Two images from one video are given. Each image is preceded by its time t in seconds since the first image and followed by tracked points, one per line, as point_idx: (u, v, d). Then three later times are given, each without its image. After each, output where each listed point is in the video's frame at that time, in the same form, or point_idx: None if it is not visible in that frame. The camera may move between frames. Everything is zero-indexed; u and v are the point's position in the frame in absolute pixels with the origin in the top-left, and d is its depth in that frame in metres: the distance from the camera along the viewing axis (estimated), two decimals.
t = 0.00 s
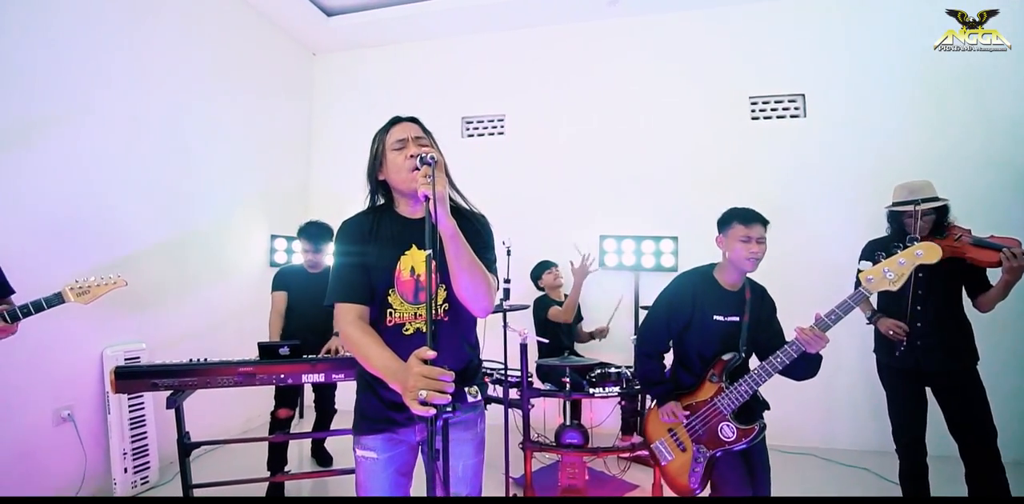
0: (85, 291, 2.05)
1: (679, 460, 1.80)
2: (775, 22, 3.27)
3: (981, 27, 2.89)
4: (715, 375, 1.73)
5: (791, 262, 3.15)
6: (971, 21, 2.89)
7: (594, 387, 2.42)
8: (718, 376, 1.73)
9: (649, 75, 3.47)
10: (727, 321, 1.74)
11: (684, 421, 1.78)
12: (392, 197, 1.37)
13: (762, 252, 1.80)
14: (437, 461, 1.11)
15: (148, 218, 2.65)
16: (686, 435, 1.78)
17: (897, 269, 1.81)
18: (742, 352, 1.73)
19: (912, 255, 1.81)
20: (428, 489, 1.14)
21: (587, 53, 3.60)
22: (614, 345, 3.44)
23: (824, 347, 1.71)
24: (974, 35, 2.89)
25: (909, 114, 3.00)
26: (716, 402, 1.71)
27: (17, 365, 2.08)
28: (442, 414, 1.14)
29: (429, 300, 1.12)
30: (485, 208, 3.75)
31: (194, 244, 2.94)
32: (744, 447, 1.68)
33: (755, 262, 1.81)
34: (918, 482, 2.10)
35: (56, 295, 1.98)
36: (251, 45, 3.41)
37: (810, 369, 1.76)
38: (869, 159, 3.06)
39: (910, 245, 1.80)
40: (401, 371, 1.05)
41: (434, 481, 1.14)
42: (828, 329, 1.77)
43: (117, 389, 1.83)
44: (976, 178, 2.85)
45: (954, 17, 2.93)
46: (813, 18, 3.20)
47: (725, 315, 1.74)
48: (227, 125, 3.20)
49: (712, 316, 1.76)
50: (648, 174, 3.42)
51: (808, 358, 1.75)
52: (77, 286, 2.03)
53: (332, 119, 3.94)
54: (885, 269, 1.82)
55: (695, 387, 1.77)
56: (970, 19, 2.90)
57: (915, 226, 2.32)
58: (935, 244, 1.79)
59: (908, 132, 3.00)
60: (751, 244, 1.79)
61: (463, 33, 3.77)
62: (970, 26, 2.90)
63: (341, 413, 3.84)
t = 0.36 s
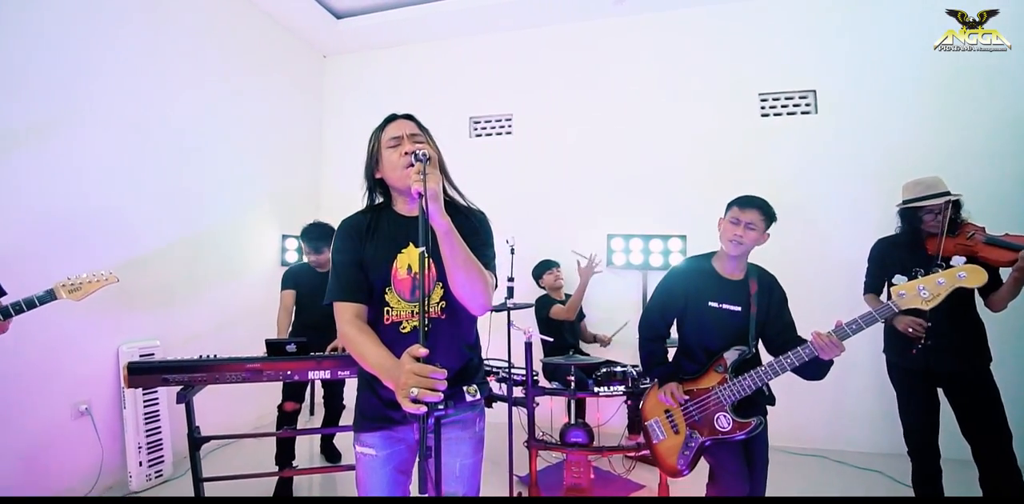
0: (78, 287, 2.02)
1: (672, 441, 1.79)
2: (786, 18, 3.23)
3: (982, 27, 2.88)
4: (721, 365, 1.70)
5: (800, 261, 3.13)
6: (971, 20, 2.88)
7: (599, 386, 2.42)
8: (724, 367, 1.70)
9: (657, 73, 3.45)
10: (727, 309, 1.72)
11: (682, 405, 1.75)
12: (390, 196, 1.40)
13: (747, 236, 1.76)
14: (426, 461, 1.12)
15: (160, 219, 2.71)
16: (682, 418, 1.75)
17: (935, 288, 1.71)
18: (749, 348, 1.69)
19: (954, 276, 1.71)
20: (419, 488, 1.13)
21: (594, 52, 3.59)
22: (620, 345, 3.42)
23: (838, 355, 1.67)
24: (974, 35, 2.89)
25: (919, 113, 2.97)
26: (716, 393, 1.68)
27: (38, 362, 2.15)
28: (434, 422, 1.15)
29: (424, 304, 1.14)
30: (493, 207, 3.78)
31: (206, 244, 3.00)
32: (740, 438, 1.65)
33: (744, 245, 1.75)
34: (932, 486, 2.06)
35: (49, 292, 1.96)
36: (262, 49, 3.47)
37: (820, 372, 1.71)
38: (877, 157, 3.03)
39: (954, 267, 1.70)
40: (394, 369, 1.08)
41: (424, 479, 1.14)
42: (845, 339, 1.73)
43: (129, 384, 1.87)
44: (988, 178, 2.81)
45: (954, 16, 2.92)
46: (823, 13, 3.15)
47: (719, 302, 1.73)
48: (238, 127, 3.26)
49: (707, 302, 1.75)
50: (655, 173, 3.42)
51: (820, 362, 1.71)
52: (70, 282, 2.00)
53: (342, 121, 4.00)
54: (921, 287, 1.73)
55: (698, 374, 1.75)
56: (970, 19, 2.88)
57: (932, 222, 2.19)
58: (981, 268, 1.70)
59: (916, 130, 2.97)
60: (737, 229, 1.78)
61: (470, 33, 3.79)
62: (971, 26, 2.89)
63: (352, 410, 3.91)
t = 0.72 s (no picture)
0: (54, 287, 1.91)
1: (673, 446, 1.80)
2: (795, 14, 3.20)
3: (983, 26, 2.87)
4: (720, 367, 1.70)
5: (811, 259, 3.09)
6: (971, 21, 2.87)
7: (604, 385, 2.42)
8: (722, 369, 1.70)
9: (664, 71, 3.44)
10: (729, 311, 1.69)
11: (682, 409, 1.76)
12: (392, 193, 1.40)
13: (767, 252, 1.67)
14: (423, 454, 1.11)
15: (174, 220, 2.78)
16: (683, 422, 1.76)
17: (934, 279, 1.69)
18: (749, 350, 1.67)
19: (953, 266, 1.70)
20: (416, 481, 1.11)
21: (601, 50, 3.59)
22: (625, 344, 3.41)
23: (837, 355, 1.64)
24: (975, 34, 2.88)
25: (931, 109, 2.93)
26: (716, 395, 1.68)
27: (58, 358, 2.23)
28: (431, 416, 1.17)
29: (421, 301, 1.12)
30: (501, 206, 3.80)
31: (218, 244, 3.07)
32: (742, 443, 1.61)
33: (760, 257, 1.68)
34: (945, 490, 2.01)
35: (23, 294, 1.84)
36: (273, 52, 3.53)
37: (821, 372, 1.68)
38: (887, 154, 2.99)
39: (952, 255, 1.70)
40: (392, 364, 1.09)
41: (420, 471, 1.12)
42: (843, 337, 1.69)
43: (142, 379, 1.92)
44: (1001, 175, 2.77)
45: (955, 16, 2.91)
46: (833, 9, 3.12)
47: (721, 303, 1.70)
48: (250, 129, 3.33)
49: (711, 303, 1.71)
50: (662, 171, 3.40)
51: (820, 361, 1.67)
52: (46, 282, 1.89)
53: (352, 122, 4.07)
54: (919, 278, 1.71)
55: (699, 378, 1.76)
56: (971, 19, 2.87)
57: (944, 218, 2.17)
58: (982, 258, 1.68)
59: (923, 127, 2.93)
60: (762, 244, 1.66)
61: (478, 34, 3.82)
62: (971, 26, 2.88)
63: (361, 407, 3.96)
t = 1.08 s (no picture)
0: (49, 274, 1.94)
1: (675, 453, 1.77)
2: (806, 10, 3.16)
3: (979, 28, 2.83)
4: (722, 370, 1.68)
5: (825, 258, 3.06)
6: (971, 21, 2.82)
7: (611, 384, 2.44)
8: (725, 371, 1.68)
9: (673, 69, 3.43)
10: (732, 310, 1.68)
11: (684, 416, 1.74)
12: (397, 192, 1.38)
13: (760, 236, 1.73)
14: (423, 447, 1.13)
15: (189, 220, 2.86)
16: (685, 428, 1.74)
17: (949, 270, 1.55)
18: (751, 350, 1.65)
19: (972, 254, 1.54)
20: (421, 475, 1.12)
21: (609, 49, 3.59)
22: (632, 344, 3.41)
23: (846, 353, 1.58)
24: (972, 36, 2.83)
25: (946, 105, 2.87)
26: (718, 399, 1.66)
27: (80, 353, 2.32)
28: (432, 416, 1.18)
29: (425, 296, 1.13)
30: (510, 205, 3.84)
31: (233, 243, 3.15)
32: (748, 449, 1.60)
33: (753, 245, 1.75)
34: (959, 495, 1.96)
35: (17, 281, 1.87)
36: (286, 55, 3.60)
37: (830, 372, 1.61)
38: (897, 152, 2.95)
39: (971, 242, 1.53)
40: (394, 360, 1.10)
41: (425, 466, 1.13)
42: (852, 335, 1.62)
43: (157, 374, 1.97)
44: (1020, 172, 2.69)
45: (953, 18, 2.86)
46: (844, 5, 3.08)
47: (724, 302, 1.68)
48: (263, 131, 3.41)
49: (712, 303, 1.70)
50: (672, 169, 3.39)
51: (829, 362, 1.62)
52: (40, 269, 1.91)
53: (364, 123, 4.12)
54: (933, 269, 1.57)
55: (701, 382, 1.74)
56: (968, 21, 2.82)
57: (962, 217, 2.15)
58: (1005, 244, 1.51)
59: (931, 126, 2.89)
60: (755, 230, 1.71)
61: (486, 35, 3.84)
62: (969, 27, 2.83)
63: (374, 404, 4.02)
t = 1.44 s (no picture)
0: (58, 270, 1.96)
1: (682, 460, 1.72)
2: (814, 8, 3.16)
3: (982, 27, 2.84)
4: (728, 374, 1.65)
5: (835, 257, 3.05)
6: (971, 20, 2.84)
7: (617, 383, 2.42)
8: (732, 376, 1.64)
9: (681, 68, 3.45)
10: (736, 309, 1.65)
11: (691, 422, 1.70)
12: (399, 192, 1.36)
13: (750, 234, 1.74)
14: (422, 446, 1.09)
15: (205, 220, 2.95)
16: (692, 434, 1.69)
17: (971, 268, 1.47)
18: (759, 353, 1.61)
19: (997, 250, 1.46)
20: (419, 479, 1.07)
21: (616, 49, 3.62)
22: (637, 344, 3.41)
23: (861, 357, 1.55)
24: (975, 34, 2.84)
25: (953, 104, 2.87)
26: (724, 404, 1.63)
27: (98, 348, 2.39)
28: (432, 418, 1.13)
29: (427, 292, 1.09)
30: (518, 204, 3.87)
31: (247, 243, 3.24)
32: (758, 456, 1.56)
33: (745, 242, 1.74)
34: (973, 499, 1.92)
35: (27, 278, 1.90)
36: (299, 58, 3.69)
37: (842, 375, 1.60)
38: (898, 153, 2.96)
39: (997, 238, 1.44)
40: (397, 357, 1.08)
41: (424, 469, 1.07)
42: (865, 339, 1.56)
43: (172, 370, 2.03)
44: None
45: (954, 17, 2.88)
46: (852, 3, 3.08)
47: (726, 303, 1.67)
48: (277, 133, 3.49)
49: (716, 304, 1.68)
50: (680, 168, 3.40)
51: (844, 365, 1.59)
52: (49, 265, 1.94)
53: (374, 124, 4.19)
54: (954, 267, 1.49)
55: (707, 387, 1.70)
56: (970, 19, 2.84)
57: (975, 213, 2.10)
58: None
59: (930, 126, 2.91)
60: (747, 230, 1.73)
61: (495, 36, 3.90)
62: (971, 26, 2.84)
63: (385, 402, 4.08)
